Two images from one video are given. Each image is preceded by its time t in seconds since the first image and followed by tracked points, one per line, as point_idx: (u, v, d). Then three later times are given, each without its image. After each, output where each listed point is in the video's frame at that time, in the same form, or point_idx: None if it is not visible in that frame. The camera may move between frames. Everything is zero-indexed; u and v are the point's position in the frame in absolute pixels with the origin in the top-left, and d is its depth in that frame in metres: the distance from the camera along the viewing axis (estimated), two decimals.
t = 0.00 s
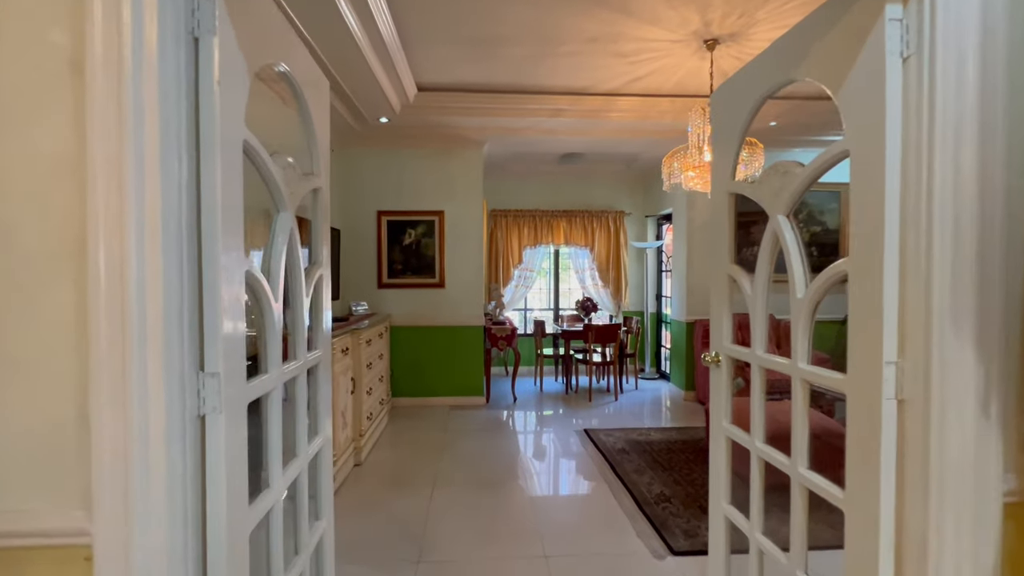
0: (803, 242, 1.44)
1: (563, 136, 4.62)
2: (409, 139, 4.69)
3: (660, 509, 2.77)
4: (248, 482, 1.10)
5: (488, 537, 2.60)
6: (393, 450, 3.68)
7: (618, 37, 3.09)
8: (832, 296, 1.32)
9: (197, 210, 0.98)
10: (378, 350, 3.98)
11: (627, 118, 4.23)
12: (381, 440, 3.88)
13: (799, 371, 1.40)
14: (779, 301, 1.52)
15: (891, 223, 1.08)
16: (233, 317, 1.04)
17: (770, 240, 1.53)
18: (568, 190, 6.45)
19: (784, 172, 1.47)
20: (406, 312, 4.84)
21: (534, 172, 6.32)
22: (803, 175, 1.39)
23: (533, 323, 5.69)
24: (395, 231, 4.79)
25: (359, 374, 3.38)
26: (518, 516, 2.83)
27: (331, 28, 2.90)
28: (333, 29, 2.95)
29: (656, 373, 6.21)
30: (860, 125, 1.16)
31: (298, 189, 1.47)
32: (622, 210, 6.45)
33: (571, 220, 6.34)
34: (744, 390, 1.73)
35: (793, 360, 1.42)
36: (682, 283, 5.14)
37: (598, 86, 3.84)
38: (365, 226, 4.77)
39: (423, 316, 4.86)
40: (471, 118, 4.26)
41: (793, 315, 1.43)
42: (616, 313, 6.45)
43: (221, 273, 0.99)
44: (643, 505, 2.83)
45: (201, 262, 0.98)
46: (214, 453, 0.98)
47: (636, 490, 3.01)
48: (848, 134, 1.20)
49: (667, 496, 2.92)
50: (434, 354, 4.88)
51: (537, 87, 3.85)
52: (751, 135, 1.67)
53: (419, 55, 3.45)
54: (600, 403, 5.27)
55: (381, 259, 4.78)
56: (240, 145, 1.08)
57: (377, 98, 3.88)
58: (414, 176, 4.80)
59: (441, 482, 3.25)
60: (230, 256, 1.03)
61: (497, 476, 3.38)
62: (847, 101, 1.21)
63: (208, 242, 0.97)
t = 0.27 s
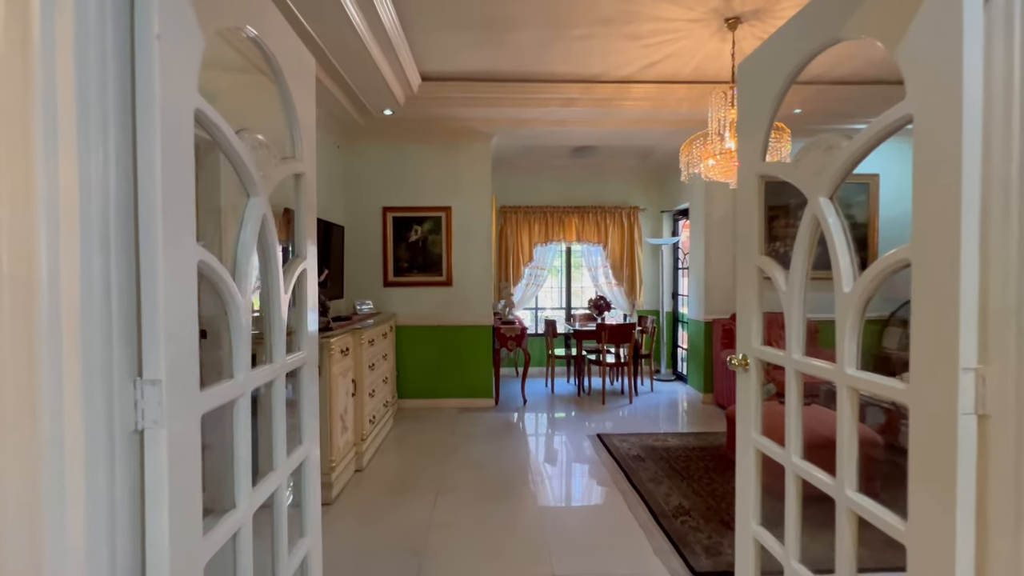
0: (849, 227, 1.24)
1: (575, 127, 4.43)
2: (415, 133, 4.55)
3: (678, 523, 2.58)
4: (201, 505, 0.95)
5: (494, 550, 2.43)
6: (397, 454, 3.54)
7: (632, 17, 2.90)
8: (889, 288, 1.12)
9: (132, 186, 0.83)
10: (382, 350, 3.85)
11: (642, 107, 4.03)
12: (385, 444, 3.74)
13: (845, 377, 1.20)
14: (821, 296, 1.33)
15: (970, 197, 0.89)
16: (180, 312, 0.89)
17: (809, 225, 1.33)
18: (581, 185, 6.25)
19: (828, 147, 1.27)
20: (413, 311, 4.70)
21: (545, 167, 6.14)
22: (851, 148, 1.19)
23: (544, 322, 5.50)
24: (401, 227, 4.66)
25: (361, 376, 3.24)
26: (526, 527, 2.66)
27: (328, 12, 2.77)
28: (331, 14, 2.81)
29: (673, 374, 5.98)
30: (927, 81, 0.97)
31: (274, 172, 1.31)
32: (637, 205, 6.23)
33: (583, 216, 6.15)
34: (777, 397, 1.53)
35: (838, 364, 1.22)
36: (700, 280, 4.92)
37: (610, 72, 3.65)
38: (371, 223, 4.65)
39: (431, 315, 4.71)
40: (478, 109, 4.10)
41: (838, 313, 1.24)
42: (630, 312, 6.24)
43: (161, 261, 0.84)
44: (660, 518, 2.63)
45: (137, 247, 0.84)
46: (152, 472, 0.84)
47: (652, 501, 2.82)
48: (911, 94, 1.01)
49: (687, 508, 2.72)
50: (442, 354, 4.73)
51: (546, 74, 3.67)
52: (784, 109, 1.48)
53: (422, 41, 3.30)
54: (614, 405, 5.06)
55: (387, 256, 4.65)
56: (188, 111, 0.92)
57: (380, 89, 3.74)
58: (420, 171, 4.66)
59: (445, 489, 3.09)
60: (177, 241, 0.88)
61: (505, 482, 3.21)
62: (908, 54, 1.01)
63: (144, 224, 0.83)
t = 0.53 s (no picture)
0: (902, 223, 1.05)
1: (586, 123, 4.26)
2: (421, 131, 4.43)
3: (698, 546, 2.38)
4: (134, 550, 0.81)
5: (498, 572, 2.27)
6: (400, 464, 3.41)
7: (645, 2, 2.72)
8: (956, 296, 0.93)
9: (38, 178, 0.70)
10: (386, 354, 3.72)
11: (657, 100, 3.85)
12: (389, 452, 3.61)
13: (899, 401, 1.01)
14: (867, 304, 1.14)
15: None
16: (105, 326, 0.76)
17: (852, 222, 1.14)
18: (594, 184, 6.07)
19: (872, 128, 1.09)
20: (420, 314, 4.58)
21: (556, 165, 5.97)
22: (904, 130, 1.01)
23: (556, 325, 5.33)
24: (408, 228, 4.54)
25: (362, 383, 3.11)
26: (533, 544, 2.49)
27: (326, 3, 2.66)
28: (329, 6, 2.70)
29: (690, 380, 5.74)
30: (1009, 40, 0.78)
31: (242, 167, 1.19)
32: (652, 204, 6.02)
33: (596, 215, 5.96)
34: (813, 419, 1.34)
35: (891, 385, 1.03)
36: (719, 282, 4.69)
37: (623, 63, 3.48)
38: (377, 223, 4.55)
39: (438, 318, 4.58)
40: (485, 105, 3.95)
41: (889, 324, 1.05)
42: (646, 315, 6.02)
43: (74, 266, 0.71)
44: (677, 539, 2.44)
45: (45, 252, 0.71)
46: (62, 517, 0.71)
47: (669, 520, 2.63)
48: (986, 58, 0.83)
49: (706, 529, 2.52)
50: (449, 358, 4.60)
51: (555, 66, 3.51)
52: (820, 88, 1.30)
53: (425, 34, 3.17)
54: (629, 413, 4.85)
55: (393, 258, 4.53)
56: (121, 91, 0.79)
57: (383, 86, 3.62)
58: (427, 170, 4.53)
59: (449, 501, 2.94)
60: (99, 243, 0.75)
61: (512, 494, 3.06)
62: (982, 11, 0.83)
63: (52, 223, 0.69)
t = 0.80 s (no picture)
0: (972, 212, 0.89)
1: (600, 118, 4.10)
2: (430, 128, 4.33)
3: (721, 567, 2.21)
4: None
5: None
6: (408, 471, 3.30)
7: None
8: None
9: None
10: (393, 357, 3.62)
11: (675, 92, 3.68)
12: (396, 458, 3.51)
13: (972, 424, 0.85)
14: (926, 308, 0.97)
15: None
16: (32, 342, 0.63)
17: (909, 212, 0.98)
18: (608, 182, 5.89)
19: (937, 100, 0.92)
20: (430, 316, 4.47)
21: (570, 163, 5.82)
22: (977, 101, 0.84)
23: (570, 327, 5.17)
24: (417, 228, 4.44)
25: (367, 388, 3.01)
26: (544, 559, 2.35)
27: None
28: None
29: (711, 384, 5.52)
30: None
31: (216, 157, 1.08)
32: (669, 202, 5.83)
33: (611, 214, 5.78)
34: (858, 438, 1.18)
35: (961, 405, 0.87)
36: (741, 282, 4.48)
37: (639, 52, 3.32)
38: (386, 223, 4.46)
39: (448, 320, 4.47)
40: (496, 101, 3.83)
41: (957, 332, 0.88)
42: (663, 317, 5.83)
43: None
44: (698, 559, 2.28)
45: None
46: None
47: (689, 537, 2.46)
48: None
49: (730, 549, 2.35)
50: (460, 361, 4.48)
51: (568, 57, 3.37)
52: (864, 62, 1.14)
53: (432, 25, 3.06)
54: (646, 418, 4.67)
55: (402, 259, 4.44)
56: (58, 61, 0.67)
57: (390, 82, 3.53)
58: (436, 168, 4.43)
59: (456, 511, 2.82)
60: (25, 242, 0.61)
61: (523, 505, 2.92)
62: None
63: None
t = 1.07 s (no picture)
0: None
1: (619, 111, 3.94)
2: (444, 125, 4.23)
3: None
4: None
5: None
6: (419, 477, 3.19)
7: None
8: None
9: None
10: (404, 359, 3.51)
11: (698, 82, 3.49)
12: (407, 463, 3.40)
13: None
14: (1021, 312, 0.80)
15: None
16: None
17: (1000, 196, 0.81)
18: (627, 178, 5.71)
19: None
20: (443, 317, 4.37)
21: (588, 159, 5.66)
22: None
23: (587, 329, 5.01)
24: (430, 227, 4.34)
25: (376, 391, 2.90)
26: None
27: None
28: None
29: (735, 389, 5.29)
30: None
31: (191, 142, 0.96)
32: (692, 199, 5.61)
33: (631, 212, 5.59)
34: (925, 462, 1.01)
35: None
36: (769, 282, 4.26)
37: (660, 39, 3.14)
38: (398, 222, 4.37)
39: (462, 321, 4.36)
40: (510, 94, 3.70)
41: None
42: (685, 318, 5.61)
43: None
44: None
45: None
46: None
47: (717, 556, 2.28)
48: None
49: (762, 571, 2.17)
50: (474, 364, 4.36)
51: (585, 45, 3.22)
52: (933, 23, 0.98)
53: (443, 16, 2.95)
54: (667, 424, 4.47)
55: (415, 258, 4.34)
56: None
57: (402, 77, 3.43)
58: (450, 165, 4.32)
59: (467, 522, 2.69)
60: None
61: (538, 515, 2.77)
62: None
63: None
